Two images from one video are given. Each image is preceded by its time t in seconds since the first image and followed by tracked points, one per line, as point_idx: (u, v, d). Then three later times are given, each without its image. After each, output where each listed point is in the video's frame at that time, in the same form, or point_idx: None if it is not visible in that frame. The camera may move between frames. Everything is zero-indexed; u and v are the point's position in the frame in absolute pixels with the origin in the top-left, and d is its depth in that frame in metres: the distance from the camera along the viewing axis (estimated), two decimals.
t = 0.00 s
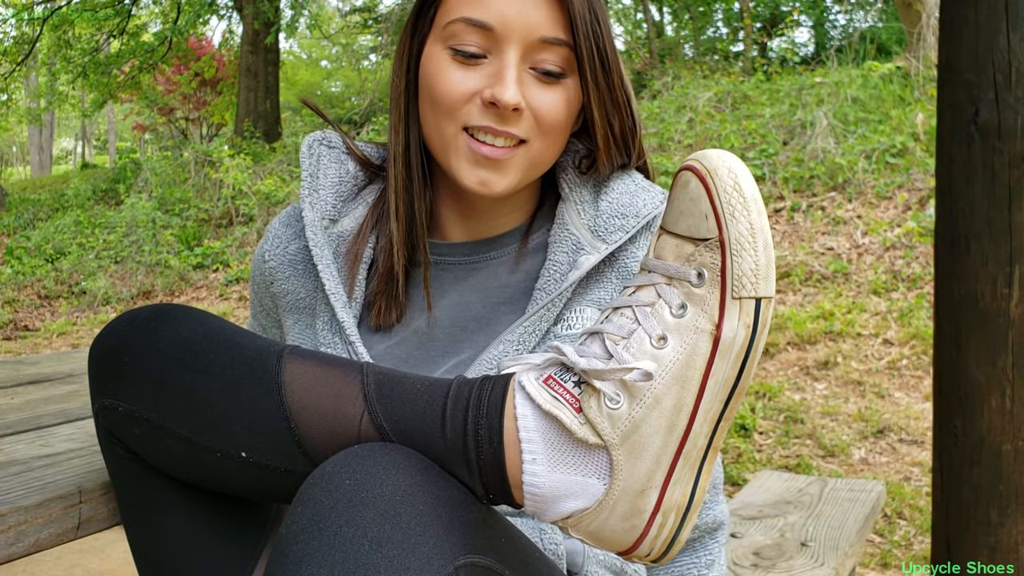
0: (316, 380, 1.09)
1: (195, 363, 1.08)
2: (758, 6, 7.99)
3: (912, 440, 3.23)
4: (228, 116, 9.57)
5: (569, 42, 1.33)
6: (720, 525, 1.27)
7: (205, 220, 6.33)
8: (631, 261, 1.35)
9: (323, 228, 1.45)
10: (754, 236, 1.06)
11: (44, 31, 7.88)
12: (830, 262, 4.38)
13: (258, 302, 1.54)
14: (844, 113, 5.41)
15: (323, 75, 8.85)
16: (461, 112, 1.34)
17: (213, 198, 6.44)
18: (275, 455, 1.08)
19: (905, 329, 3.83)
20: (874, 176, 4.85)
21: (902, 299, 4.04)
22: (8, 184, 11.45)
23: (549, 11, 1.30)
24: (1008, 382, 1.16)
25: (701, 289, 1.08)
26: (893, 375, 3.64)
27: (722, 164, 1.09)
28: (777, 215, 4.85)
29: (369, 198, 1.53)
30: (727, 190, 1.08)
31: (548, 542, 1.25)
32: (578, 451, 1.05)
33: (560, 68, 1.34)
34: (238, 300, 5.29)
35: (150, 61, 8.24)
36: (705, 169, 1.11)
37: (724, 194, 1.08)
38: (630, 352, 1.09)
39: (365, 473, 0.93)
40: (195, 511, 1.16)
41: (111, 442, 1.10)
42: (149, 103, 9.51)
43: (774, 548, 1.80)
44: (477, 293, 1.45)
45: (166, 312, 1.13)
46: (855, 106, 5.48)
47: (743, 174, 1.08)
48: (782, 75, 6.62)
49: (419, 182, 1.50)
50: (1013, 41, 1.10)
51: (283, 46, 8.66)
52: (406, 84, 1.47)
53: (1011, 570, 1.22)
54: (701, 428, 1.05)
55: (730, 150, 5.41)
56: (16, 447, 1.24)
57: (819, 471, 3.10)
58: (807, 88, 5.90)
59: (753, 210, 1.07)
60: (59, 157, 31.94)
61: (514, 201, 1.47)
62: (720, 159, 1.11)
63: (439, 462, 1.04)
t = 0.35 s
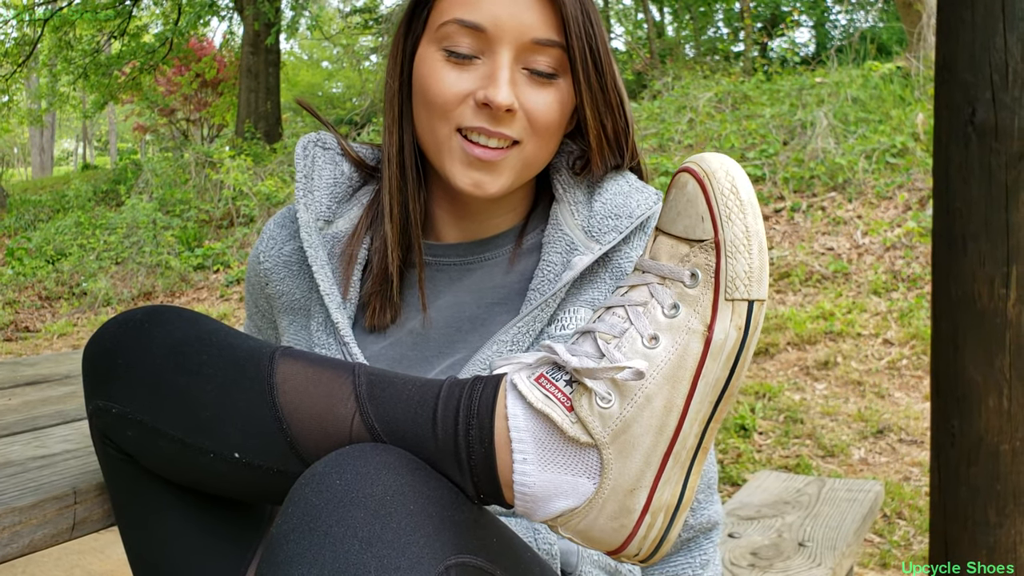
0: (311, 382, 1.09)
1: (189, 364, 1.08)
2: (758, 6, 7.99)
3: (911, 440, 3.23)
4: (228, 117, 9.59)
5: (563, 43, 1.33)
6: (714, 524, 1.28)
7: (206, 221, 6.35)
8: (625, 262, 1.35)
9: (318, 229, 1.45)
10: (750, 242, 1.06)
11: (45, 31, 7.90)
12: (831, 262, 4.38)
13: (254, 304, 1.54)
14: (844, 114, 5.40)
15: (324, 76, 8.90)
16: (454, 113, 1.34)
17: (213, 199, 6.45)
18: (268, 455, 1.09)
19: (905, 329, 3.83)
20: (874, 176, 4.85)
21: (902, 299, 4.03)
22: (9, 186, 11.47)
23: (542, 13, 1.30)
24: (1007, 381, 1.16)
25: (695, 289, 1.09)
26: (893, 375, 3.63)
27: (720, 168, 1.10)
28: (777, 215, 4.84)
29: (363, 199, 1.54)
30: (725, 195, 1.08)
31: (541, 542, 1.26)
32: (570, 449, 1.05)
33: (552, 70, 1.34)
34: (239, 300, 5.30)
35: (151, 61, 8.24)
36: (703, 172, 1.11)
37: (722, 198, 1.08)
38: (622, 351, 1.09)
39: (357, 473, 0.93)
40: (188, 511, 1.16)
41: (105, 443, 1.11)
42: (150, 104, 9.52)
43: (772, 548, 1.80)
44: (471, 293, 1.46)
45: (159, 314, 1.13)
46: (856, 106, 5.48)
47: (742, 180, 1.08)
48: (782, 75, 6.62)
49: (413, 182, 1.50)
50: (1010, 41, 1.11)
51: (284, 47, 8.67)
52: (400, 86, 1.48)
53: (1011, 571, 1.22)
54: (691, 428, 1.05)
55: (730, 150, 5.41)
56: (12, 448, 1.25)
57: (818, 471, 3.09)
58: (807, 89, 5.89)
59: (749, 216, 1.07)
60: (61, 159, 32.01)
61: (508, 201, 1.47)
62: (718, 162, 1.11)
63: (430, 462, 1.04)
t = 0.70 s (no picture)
0: (305, 381, 1.09)
1: (187, 364, 1.09)
2: (760, 6, 7.99)
3: (913, 440, 3.23)
4: (231, 117, 9.61)
5: (563, 46, 1.33)
6: (714, 524, 1.27)
7: (209, 222, 6.36)
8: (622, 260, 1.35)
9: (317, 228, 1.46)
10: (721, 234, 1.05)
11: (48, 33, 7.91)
12: (832, 262, 4.38)
13: (254, 304, 1.54)
14: (846, 113, 5.39)
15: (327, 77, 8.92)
16: (455, 115, 1.34)
17: (216, 199, 6.47)
18: (265, 454, 1.09)
19: (907, 329, 3.83)
20: (876, 176, 4.84)
21: (904, 299, 4.03)
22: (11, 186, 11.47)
23: (544, 15, 1.30)
24: (1007, 381, 1.16)
25: (673, 287, 1.08)
26: (895, 374, 3.63)
27: (686, 162, 1.09)
28: (779, 215, 4.84)
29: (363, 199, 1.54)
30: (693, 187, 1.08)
31: (541, 541, 1.26)
32: (561, 450, 1.05)
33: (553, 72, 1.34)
34: (242, 301, 5.31)
35: (153, 62, 8.25)
36: (672, 168, 1.11)
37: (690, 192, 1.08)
38: (608, 352, 1.09)
39: (352, 472, 0.93)
40: (188, 511, 1.17)
41: (105, 443, 1.11)
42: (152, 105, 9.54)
43: (772, 548, 1.80)
44: (470, 293, 1.46)
45: (157, 313, 1.14)
46: (857, 106, 5.48)
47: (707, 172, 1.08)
48: (784, 75, 6.61)
49: (413, 183, 1.50)
50: (1009, 41, 1.11)
51: (286, 48, 8.68)
52: (401, 87, 1.48)
53: (1011, 570, 1.22)
54: (681, 426, 1.05)
55: (732, 150, 5.40)
56: (12, 448, 1.25)
57: (820, 471, 3.09)
58: (808, 88, 5.89)
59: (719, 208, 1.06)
60: (64, 160, 32.07)
61: (507, 201, 1.48)
62: (686, 156, 1.10)
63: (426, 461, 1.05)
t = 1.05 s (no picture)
0: (301, 379, 1.09)
1: (185, 362, 1.09)
2: (764, 6, 7.98)
3: (913, 441, 3.22)
4: (234, 116, 9.62)
5: (565, 48, 1.33)
6: (712, 524, 1.27)
7: (211, 221, 6.37)
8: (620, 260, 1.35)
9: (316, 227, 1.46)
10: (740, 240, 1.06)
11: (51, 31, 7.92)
12: (835, 263, 4.38)
13: (253, 303, 1.55)
14: (849, 114, 5.39)
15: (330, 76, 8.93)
16: (457, 116, 1.35)
17: (218, 198, 6.48)
18: (262, 453, 1.09)
19: (908, 330, 3.83)
20: (878, 177, 4.84)
21: (906, 300, 4.03)
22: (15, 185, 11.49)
23: (546, 17, 1.30)
24: (1007, 383, 1.16)
25: (683, 287, 1.08)
26: (897, 375, 3.63)
27: (710, 166, 1.09)
28: (782, 216, 4.84)
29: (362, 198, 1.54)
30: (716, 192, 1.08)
31: (537, 540, 1.26)
32: (559, 447, 1.06)
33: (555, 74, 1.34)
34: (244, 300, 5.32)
35: (157, 61, 8.27)
36: (693, 169, 1.10)
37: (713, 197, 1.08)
38: (611, 348, 1.09)
39: (348, 471, 0.93)
40: (185, 510, 1.18)
41: (101, 441, 1.11)
42: (156, 104, 9.55)
43: (772, 548, 1.80)
44: (468, 291, 1.46)
45: (155, 312, 1.14)
46: (860, 107, 5.47)
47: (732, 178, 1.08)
48: (787, 75, 6.61)
49: (412, 183, 1.50)
50: (1010, 42, 1.11)
51: (289, 48, 8.69)
52: (401, 88, 1.48)
53: (1011, 571, 1.22)
54: (681, 425, 1.05)
55: (735, 151, 5.40)
56: (12, 446, 1.25)
57: (821, 472, 3.09)
58: (812, 89, 5.88)
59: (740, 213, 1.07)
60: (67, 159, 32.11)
61: (507, 201, 1.48)
62: (707, 160, 1.10)
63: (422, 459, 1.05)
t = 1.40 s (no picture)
0: (301, 379, 1.10)
1: (184, 361, 1.09)
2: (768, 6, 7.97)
3: (916, 441, 3.21)
4: (237, 116, 9.64)
5: (566, 48, 1.33)
6: (711, 525, 1.27)
7: (214, 220, 6.38)
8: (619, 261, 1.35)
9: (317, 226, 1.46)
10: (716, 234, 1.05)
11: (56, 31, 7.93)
12: (838, 263, 4.37)
13: (254, 302, 1.55)
14: (852, 114, 5.38)
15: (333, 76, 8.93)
16: (458, 116, 1.35)
17: (222, 198, 6.48)
18: (261, 452, 1.09)
19: (911, 330, 3.82)
20: (882, 177, 4.83)
21: (909, 301, 4.02)
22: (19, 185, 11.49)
23: (547, 17, 1.31)
24: (1008, 383, 1.16)
25: (668, 288, 1.08)
26: (900, 376, 3.62)
27: (680, 161, 1.09)
28: (785, 216, 4.83)
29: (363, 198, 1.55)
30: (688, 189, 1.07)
31: (537, 541, 1.26)
32: (556, 450, 1.06)
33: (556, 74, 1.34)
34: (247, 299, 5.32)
35: (160, 61, 8.27)
36: (665, 168, 1.10)
37: (685, 193, 1.07)
38: (604, 352, 1.10)
39: (346, 470, 0.93)
40: (184, 509, 1.18)
41: (101, 440, 1.12)
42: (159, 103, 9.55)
43: (773, 549, 1.80)
44: (469, 291, 1.46)
45: (155, 311, 1.14)
46: (864, 107, 5.46)
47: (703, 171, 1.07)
48: (791, 75, 6.60)
49: (413, 183, 1.50)
50: (1013, 41, 1.10)
51: (293, 48, 8.70)
52: (403, 87, 1.48)
53: (1012, 571, 1.22)
54: (678, 424, 1.04)
55: (738, 151, 5.39)
56: (12, 444, 1.26)
57: (823, 473, 3.08)
58: (815, 89, 5.87)
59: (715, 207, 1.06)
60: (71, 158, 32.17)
61: (508, 201, 1.48)
62: (679, 155, 1.10)
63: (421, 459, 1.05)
